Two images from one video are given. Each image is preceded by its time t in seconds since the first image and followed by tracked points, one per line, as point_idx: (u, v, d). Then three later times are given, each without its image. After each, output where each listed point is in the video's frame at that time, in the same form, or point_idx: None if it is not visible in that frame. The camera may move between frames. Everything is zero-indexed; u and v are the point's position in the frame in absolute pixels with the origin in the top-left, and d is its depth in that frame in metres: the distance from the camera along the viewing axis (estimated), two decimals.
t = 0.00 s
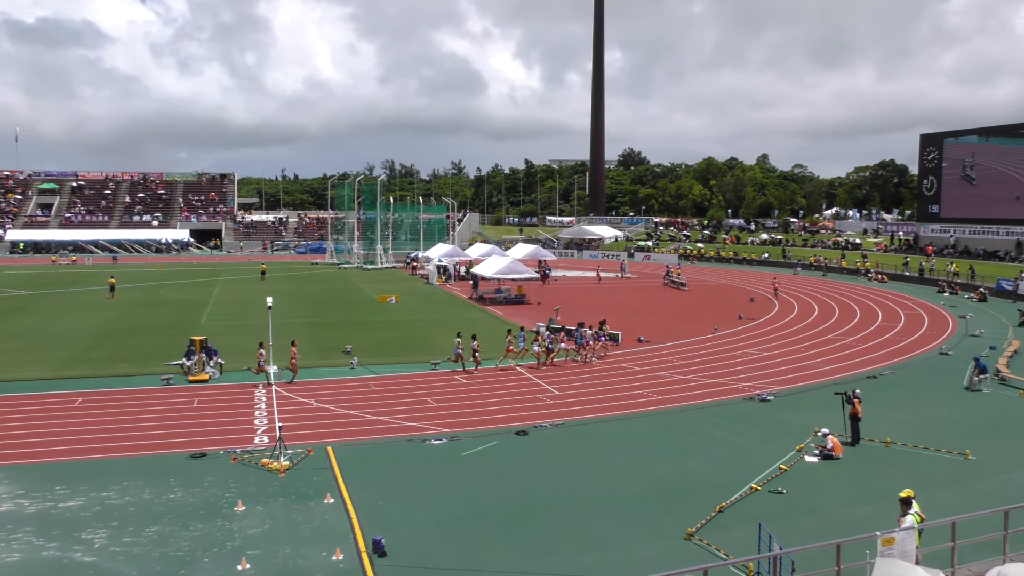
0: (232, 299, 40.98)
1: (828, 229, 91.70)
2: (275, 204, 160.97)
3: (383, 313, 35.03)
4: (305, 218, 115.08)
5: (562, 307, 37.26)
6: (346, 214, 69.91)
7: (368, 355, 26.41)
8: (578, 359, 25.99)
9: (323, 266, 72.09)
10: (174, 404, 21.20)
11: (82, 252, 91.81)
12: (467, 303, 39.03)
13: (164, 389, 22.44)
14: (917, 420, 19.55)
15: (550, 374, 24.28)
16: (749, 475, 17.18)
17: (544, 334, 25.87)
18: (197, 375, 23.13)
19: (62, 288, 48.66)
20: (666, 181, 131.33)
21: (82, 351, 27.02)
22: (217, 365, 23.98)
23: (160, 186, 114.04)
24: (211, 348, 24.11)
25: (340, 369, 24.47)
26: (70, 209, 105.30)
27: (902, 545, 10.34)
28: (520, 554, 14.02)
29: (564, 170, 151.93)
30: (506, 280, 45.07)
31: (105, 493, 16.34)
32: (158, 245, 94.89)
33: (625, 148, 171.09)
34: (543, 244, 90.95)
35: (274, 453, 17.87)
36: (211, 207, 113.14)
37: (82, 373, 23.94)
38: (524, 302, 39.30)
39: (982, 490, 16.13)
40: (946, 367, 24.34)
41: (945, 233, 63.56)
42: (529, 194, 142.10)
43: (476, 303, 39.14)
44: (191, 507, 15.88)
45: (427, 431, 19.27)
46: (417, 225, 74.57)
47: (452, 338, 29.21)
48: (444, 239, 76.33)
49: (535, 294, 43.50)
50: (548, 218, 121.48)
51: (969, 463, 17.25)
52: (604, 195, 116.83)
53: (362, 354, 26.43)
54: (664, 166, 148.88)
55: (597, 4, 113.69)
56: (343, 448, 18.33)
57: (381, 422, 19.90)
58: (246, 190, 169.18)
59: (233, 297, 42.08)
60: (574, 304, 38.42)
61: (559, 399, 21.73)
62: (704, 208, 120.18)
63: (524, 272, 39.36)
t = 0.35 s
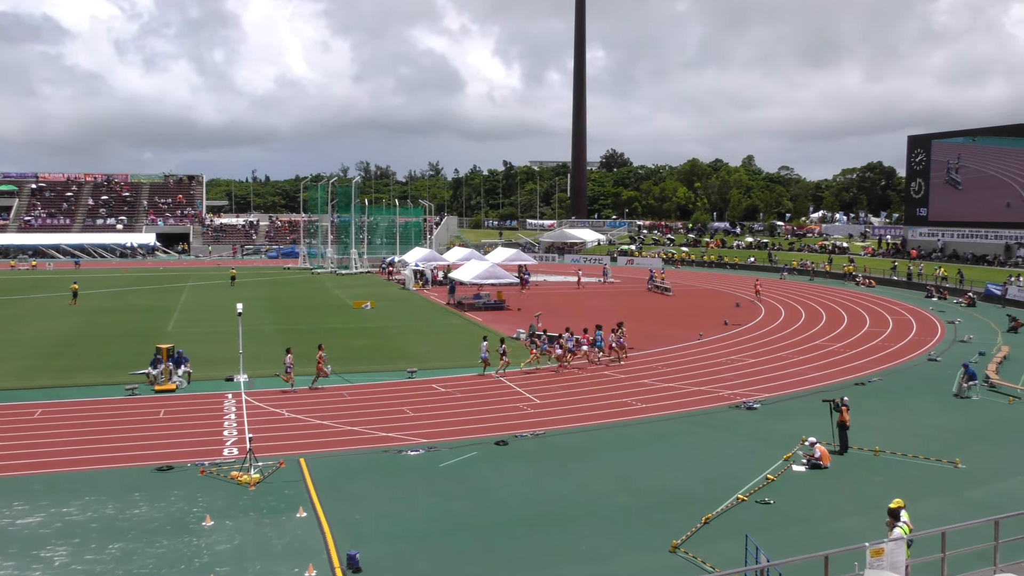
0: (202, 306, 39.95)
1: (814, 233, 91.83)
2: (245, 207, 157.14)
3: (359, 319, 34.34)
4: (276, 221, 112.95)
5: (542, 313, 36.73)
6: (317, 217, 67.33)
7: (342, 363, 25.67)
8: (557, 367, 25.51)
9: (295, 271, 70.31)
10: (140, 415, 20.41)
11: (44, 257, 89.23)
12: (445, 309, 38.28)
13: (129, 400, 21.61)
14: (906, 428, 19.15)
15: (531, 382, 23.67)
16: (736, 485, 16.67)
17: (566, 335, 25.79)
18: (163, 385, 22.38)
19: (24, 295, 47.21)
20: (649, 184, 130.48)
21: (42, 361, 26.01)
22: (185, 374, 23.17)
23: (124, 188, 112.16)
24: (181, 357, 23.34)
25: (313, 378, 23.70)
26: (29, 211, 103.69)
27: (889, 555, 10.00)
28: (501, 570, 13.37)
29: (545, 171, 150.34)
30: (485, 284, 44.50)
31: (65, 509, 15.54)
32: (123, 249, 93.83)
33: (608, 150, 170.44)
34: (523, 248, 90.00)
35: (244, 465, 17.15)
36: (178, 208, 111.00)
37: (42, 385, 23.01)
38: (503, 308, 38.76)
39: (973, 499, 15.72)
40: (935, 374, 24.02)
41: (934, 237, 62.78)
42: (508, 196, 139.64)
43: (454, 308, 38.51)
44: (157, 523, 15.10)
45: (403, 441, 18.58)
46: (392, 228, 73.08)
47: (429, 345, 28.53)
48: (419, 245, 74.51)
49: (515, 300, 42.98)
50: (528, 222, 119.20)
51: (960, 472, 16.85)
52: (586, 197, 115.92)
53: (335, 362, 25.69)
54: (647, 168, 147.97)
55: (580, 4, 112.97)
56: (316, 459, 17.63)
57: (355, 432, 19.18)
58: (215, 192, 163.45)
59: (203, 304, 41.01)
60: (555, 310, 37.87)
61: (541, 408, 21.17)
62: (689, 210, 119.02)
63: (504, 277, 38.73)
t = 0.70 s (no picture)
0: (168, 311, 38.48)
1: (812, 233, 91.28)
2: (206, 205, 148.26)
3: (330, 325, 33.18)
4: (240, 220, 106.49)
5: (523, 317, 35.76)
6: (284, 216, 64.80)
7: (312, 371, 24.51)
8: (539, 375, 24.51)
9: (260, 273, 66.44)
10: (95, 429, 19.08)
11: None
12: (423, 313, 37.19)
13: (80, 413, 20.25)
14: (905, 437, 18.32)
15: (511, 391, 22.61)
16: (728, 500, 15.71)
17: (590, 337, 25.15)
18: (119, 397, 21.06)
19: None
20: (636, 181, 128.95)
21: None
22: (143, 384, 21.82)
23: (76, 185, 106.39)
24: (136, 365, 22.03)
25: (280, 388, 22.51)
26: None
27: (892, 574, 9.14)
28: None
29: (526, 167, 148.88)
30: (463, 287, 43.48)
31: (11, 530, 14.17)
32: (75, 249, 89.00)
33: (595, 145, 169.25)
34: (504, 248, 87.85)
35: (206, 481, 15.95)
36: (134, 206, 106.02)
37: None
38: (482, 312, 37.78)
39: (978, 512, 14.86)
40: (937, 381, 23.20)
41: (935, 236, 62.35)
42: (487, 193, 137.89)
43: (431, 312, 37.43)
44: (111, 544, 13.83)
45: (375, 455, 17.47)
46: (365, 227, 69.95)
47: (404, 351, 27.46)
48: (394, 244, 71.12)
49: (494, 303, 41.97)
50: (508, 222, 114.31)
51: (964, 484, 16.00)
52: (569, 194, 114.06)
53: (304, 370, 24.50)
54: (636, 164, 147.71)
55: None
56: (283, 474, 16.50)
57: (325, 445, 18.05)
58: (173, 189, 153.47)
59: (164, 309, 39.32)
60: (537, 314, 36.86)
61: (523, 419, 20.10)
62: (678, 208, 117.89)
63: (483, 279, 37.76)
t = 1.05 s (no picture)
0: (131, 316, 36.63)
1: (820, 229, 90.03)
2: (163, 200, 137.88)
3: (299, 331, 31.67)
4: (198, 216, 96.31)
5: (506, 322, 34.46)
6: (247, 211, 61.56)
7: (276, 381, 23.09)
8: (523, 384, 23.26)
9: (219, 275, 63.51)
10: (38, 443, 17.42)
11: None
12: (399, 318, 35.88)
13: (20, 426, 18.55)
14: (916, 451, 17.16)
15: (493, 402, 21.31)
16: (730, 519, 14.46)
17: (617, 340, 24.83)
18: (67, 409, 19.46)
19: None
20: (627, 176, 127.01)
21: None
22: (93, 396, 20.19)
23: (17, 178, 96.88)
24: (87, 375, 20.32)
25: (242, 400, 21.10)
26: None
27: None
28: None
29: (511, 159, 146.59)
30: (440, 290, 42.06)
31: None
32: (17, 249, 79.92)
33: (583, 136, 167.53)
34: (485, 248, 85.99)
35: (161, 502, 14.48)
36: (83, 201, 96.73)
37: None
38: (462, 317, 36.41)
39: (1004, 531, 13.68)
40: (953, 390, 22.03)
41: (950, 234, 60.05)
42: (468, 187, 135.14)
43: (408, 317, 35.99)
44: (54, 570, 12.24)
45: (347, 472, 16.14)
46: (334, 224, 67.06)
47: (377, 360, 26.10)
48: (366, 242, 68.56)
49: (475, 307, 40.61)
50: (490, 218, 113.61)
51: (985, 501, 14.81)
52: (556, 190, 111.69)
53: (267, 381, 23.02)
54: (629, 156, 146.86)
55: None
56: (246, 493, 15.14)
57: (291, 462, 16.69)
58: (127, 183, 144.62)
59: (119, 315, 37.24)
60: (521, 319, 35.55)
61: (509, 432, 18.81)
62: (675, 204, 116.68)
63: (462, 280, 36.51)
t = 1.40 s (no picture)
0: (97, 318, 35.35)
1: (824, 226, 89.27)
2: (120, 195, 132.47)
3: (269, 336, 30.57)
4: (158, 212, 92.39)
5: (488, 325, 33.49)
6: (212, 206, 59.64)
7: (241, 388, 22.05)
8: (508, 392, 22.31)
9: (182, 274, 61.60)
10: None
11: None
12: (375, 321, 34.86)
13: None
14: (923, 461, 16.28)
15: (477, 411, 20.36)
16: (728, 535, 13.53)
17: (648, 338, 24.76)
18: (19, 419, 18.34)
19: None
20: (618, 169, 125.34)
21: None
22: (46, 405, 19.05)
23: None
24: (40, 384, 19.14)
25: (207, 409, 20.08)
26: None
27: None
28: None
29: (493, 151, 144.72)
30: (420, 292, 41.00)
31: None
32: None
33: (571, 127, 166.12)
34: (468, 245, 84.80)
35: (119, 519, 13.44)
36: (33, 196, 94.78)
37: None
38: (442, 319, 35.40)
39: None
40: (962, 397, 21.15)
41: (961, 231, 59.19)
42: (449, 180, 133.12)
43: (385, 320, 34.94)
44: None
45: (320, 486, 15.18)
46: (305, 220, 66.89)
47: (351, 366, 25.10)
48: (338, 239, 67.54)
49: (456, 309, 39.57)
50: (472, 213, 111.36)
51: (998, 513, 13.96)
52: (542, 185, 110.11)
53: (234, 389, 21.99)
54: (619, 147, 145.70)
55: None
56: (212, 508, 14.16)
57: (260, 475, 15.70)
58: (82, 175, 138.39)
59: (77, 319, 35.75)
60: (504, 322, 34.58)
61: (493, 443, 17.86)
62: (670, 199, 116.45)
63: (440, 279, 35.40)
